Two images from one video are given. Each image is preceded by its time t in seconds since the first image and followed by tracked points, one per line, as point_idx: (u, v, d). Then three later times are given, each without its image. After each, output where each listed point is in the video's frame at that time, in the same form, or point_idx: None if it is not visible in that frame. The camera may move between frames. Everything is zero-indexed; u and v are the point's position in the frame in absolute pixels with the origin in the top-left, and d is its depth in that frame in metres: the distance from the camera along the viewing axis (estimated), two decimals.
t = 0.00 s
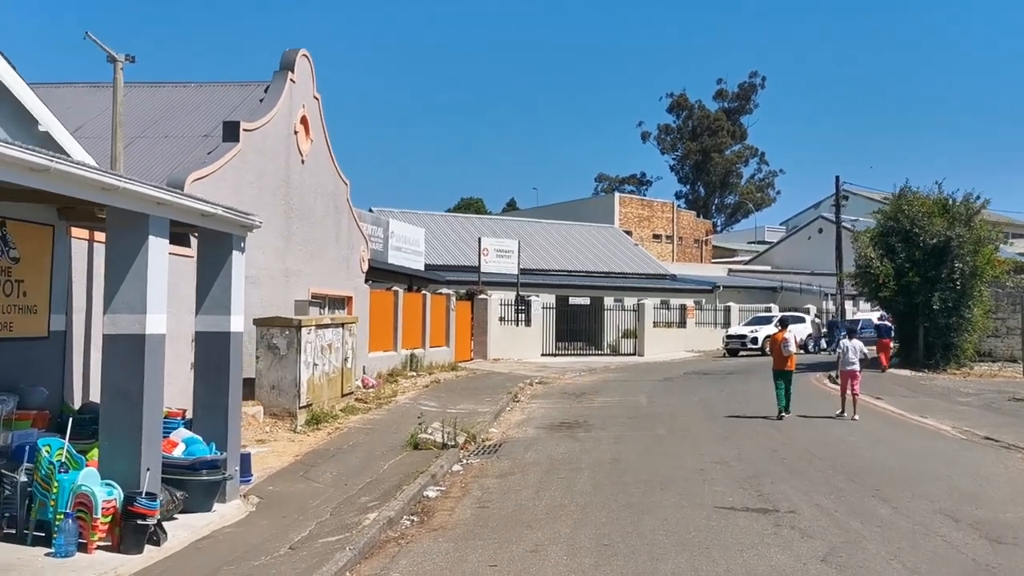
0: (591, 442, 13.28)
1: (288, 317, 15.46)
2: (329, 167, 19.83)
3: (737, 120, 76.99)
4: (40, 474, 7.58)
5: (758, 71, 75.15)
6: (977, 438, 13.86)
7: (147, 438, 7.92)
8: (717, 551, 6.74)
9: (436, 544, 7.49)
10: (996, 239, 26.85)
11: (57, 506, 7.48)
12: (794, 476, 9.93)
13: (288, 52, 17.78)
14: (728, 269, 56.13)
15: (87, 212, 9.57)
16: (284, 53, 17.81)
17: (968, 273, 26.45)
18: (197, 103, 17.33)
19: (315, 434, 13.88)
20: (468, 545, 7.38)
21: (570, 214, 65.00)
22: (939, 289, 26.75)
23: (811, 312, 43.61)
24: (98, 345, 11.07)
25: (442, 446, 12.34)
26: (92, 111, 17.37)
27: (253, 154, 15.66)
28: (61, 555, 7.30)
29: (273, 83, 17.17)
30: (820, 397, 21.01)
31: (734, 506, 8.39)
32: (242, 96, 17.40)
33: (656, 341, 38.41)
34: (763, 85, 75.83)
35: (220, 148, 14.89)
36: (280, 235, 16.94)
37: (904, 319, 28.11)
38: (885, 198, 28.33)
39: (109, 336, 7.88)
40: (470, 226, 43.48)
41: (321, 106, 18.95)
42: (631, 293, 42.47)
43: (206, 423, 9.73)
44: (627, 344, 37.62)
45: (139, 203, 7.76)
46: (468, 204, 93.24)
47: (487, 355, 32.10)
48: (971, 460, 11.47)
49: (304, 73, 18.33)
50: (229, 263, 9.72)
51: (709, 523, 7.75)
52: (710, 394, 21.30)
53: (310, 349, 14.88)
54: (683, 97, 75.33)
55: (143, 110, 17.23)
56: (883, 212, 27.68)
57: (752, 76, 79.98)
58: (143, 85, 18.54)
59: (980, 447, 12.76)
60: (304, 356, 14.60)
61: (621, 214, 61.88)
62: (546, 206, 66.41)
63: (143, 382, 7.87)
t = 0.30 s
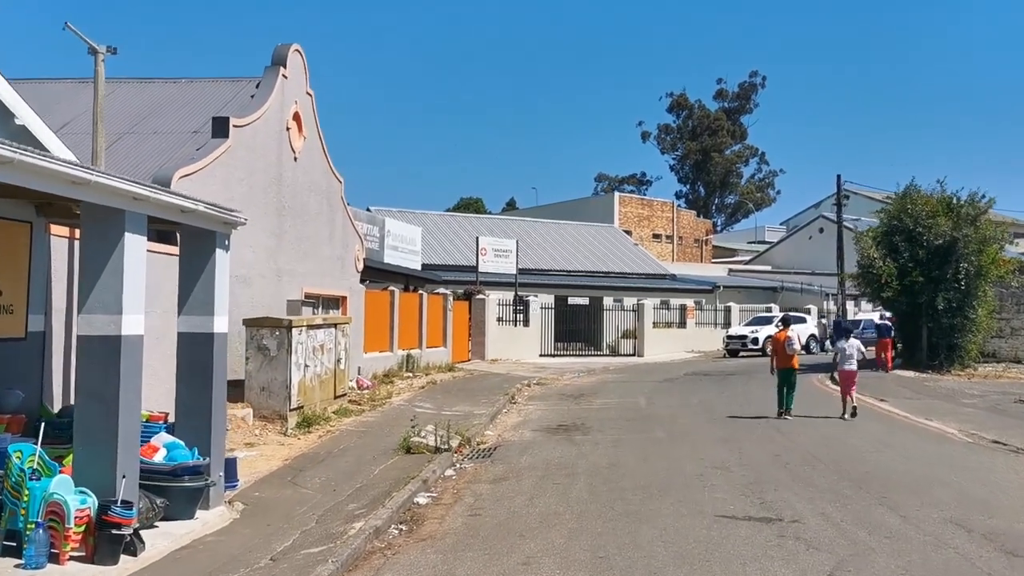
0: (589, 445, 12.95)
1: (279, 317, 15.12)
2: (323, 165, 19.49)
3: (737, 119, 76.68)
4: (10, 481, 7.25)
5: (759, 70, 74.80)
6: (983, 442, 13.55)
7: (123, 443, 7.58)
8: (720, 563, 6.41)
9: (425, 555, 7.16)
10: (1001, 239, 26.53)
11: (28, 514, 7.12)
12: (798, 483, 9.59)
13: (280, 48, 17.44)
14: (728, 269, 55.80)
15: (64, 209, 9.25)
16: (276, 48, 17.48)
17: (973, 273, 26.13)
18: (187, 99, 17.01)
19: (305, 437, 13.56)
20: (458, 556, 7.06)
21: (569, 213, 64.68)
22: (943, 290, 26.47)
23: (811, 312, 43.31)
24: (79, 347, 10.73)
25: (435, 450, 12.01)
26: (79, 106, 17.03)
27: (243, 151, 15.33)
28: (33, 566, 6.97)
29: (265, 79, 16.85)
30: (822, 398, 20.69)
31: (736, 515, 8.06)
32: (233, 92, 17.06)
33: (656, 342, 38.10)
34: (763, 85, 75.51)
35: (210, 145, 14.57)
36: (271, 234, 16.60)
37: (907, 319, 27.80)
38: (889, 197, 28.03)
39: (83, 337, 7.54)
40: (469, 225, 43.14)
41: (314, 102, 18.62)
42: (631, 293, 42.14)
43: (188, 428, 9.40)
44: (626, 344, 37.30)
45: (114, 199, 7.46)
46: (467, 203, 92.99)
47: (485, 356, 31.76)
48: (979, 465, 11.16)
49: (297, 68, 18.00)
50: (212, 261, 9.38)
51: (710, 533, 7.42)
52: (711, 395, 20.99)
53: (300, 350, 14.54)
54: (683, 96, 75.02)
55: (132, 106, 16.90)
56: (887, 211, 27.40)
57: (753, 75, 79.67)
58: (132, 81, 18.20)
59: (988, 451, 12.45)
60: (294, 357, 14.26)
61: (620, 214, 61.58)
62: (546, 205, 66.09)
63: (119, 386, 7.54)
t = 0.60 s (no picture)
0: (588, 447, 12.60)
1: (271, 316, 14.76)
2: (317, 161, 19.14)
3: (737, 118, 76.30)
4: None
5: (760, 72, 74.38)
6: (993, 443, 13.20)
7: (98, 446, 7.24)
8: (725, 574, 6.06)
9: (415, 564, 6.80)
10: (1006, 236, 26.10)
11: None
12: (805, 486, 9.23)
13: (272, 41, 17.10)
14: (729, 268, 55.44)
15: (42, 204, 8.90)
16: (269, 41, 17.12)
17: (978, 271, 25.71)
18: (178, 93, 16.65)
19: (297, 438, 13.20)
20: (449, 565, 6.69)
21: (570, 211, 64.33)
22: (948, 288, 26.13)
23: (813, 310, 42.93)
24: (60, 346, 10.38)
25: (429, 452, 11.65)
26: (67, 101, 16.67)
27: (234, 145, 14.97)
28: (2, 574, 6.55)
29: (257, 73, 16.49)
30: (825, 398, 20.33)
31: (741, 520, 7.71)
32: (225, 86, 16.71)
33: (656, 341, 37.75)
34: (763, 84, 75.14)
35: (199, 139, 14.21)
36: (264, 231, 16.25)
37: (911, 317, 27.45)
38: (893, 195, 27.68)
39: (55, 336, 7.18)
40: (467, 224, 42.78)
41: (307, 97, 18.26)
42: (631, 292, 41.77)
43: (171, 430, 9.04)
44: (626, 344, 36.94)
45: (89, 191, 7.10)
46: (467, 202, 92.73)
47: (483, 355, 31.40)
48: (990, 467, 10.80)
49: (290, 62, 17.64)
50: (196, 257, 9.03)
51: (714, 540, 7.06)
52: (712, 395, 20.64)
53: (292, 349, 14.18)
54: (683, 95, 74.67)
55: (122, 100, 16.54)
56: (891, 208, 27.10)
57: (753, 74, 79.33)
58: (123, 75, 17.85)
59: (998, 453, 12.09)
60: (286, 357, 13.90)
61: (620, 213, 61.25)
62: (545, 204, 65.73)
63: (94, 387, 7.18)
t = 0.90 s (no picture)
0: (585, 451, 12.24)
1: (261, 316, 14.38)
2: (311, 158, 18.79)
3: (737, 119, 75.96)
4: None
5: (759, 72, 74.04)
6: (1000, 446, 12.85)
7: (68, 452, 6.89)
8: None
9: None
10: (1008, 235, 25.79)
11: None
12: (810, 492, 8.87)
13: (264, 35, 16.76)
14: (729, 268, 55.08)
15: (14, 200, 8.55)
16: (260, 35, 16.78)
17: (980, 271, 25.37)
18: (166, 88, 16.31)
19: (286, 442, 12.84)
20: None
21: (570, 211, 63.97)
22: (950, 288, 25.78)
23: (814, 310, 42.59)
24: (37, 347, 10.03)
25: (421, 456, 11.29)
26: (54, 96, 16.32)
27: (223, 141, 14.62)
28: None
29: (248, 68, 16.15)
30: (828, 400, 19.99)
31: (744, 530, 7.35)
32: (215, 81, 16.37)
33: (655, 342, 37.41)
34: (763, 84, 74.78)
35: (187, 134, 13.86)
36: (255, 229, 15.90)
37: (912, 318, 27.07)
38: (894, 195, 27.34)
39: (22, 336, 6.83)
40: (465, 223, 42.42)
41: (300, 92, 17.90)
42: (630, 292, 41.41)
43: (149, 436, 8.67)
44: (626, 344, 36.58)
45: (60, 184, 6.76)
46: (468, 202, 92.53)
47: (481, 356, 31.04)
48: (999, 472, 10.46)
49: (281, 57, 17.29)
50: (177, 253, 8.68)
51: (716, 552, 6.70)
52: (712, 397, 20.28)
53: (282, 350, 13.82)
54: (683, 96, 74.35)
55: (110, 95, 16.20)
56: (892, 208, 26.74)
57: (752, 74, 79.04)
58: (111, 70, 17.52)
59: (1007, 457, 11.74)
60: (276, 358, 13.54)
61: (620, 213, 60.94)
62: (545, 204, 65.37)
63: (62, 389, 6.83)
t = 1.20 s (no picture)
0: (578, 453, 11.89)
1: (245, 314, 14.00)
2: (300, 154, 18.41)
3: (734, 118, 75.65)
4: None
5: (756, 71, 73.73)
6: (1004, 447, 12.52)
7: (30, 457, 6.53)
8: None
9: None
10: (1008, 232, 25.47)
11: None
12: (810, 497, 8.52)
13: (250, 27, 16.37)
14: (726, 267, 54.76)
15: None
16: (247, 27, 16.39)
17: (980, 269, 25.04)
18: (150, 81, 15.92)
19: (271, 444, 12.48)
20: None
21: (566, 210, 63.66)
22: (950, 286, 25.47)
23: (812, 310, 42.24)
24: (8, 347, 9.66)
25: (408, 459, 10.94)
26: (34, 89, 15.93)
27: (207, 135, 14.25)
28: None
29: (234, 61, 15.77)
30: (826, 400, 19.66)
31: (742, 538, 7.01)
32: (200, 74, 15.99)
33: (651, 341, 37.09)
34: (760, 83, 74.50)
35: (169, 128, 13.49)
36: (241, 226, 15.52)
37: (912, 317, 26.77)
38: (892, 191, 27.05)
39: None
40: (460, 222, 42.05)
41: (288, 86, 17.53)
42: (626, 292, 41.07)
43: (121, 439, 8.30)
44: (621, 344, 36.27)
45: (23, 173, 6.39)
46: (464, 200, 92.26)
47: (475, 356, 30.68)
48: (1006, 474, 10.12)
49: (269, 50, 16.91)
50: (151, 248, 8.30)
51: (714, 561, 6.36)
52: (708, 397, 19.94)
53: (267, 349, 13.45)
54: (679, 95, 74.06)
55: (92, 88, 15.81)
56: (890, 205, 26.45)
57: (749, 73, 78.76)
58: (95, 64, 17.13)
59: (1013, 459, 11.40)
60: (260, 357, 13.18)
61: (616, 211, 60.63)
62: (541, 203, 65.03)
63: (23, 391, 6.46)
